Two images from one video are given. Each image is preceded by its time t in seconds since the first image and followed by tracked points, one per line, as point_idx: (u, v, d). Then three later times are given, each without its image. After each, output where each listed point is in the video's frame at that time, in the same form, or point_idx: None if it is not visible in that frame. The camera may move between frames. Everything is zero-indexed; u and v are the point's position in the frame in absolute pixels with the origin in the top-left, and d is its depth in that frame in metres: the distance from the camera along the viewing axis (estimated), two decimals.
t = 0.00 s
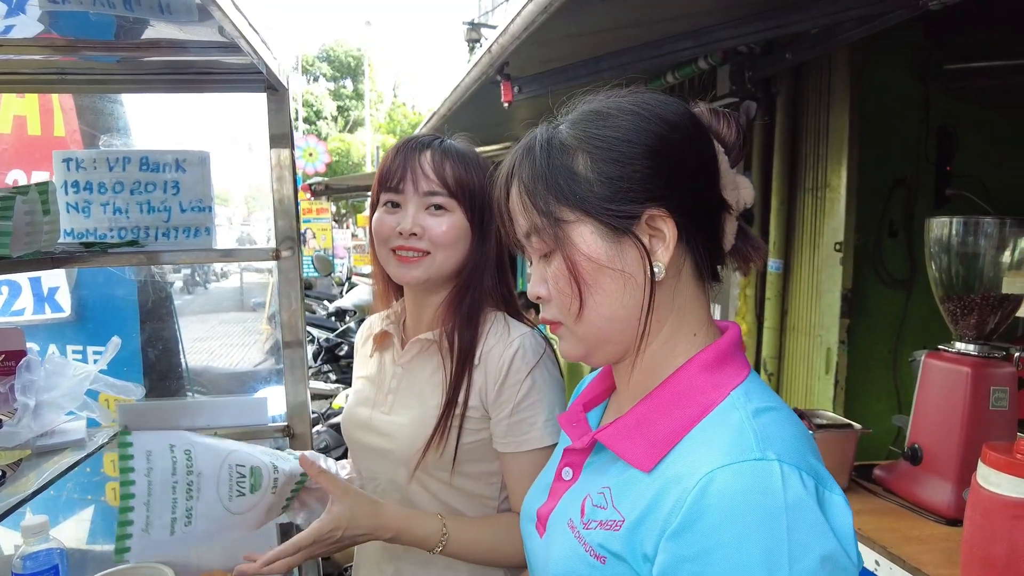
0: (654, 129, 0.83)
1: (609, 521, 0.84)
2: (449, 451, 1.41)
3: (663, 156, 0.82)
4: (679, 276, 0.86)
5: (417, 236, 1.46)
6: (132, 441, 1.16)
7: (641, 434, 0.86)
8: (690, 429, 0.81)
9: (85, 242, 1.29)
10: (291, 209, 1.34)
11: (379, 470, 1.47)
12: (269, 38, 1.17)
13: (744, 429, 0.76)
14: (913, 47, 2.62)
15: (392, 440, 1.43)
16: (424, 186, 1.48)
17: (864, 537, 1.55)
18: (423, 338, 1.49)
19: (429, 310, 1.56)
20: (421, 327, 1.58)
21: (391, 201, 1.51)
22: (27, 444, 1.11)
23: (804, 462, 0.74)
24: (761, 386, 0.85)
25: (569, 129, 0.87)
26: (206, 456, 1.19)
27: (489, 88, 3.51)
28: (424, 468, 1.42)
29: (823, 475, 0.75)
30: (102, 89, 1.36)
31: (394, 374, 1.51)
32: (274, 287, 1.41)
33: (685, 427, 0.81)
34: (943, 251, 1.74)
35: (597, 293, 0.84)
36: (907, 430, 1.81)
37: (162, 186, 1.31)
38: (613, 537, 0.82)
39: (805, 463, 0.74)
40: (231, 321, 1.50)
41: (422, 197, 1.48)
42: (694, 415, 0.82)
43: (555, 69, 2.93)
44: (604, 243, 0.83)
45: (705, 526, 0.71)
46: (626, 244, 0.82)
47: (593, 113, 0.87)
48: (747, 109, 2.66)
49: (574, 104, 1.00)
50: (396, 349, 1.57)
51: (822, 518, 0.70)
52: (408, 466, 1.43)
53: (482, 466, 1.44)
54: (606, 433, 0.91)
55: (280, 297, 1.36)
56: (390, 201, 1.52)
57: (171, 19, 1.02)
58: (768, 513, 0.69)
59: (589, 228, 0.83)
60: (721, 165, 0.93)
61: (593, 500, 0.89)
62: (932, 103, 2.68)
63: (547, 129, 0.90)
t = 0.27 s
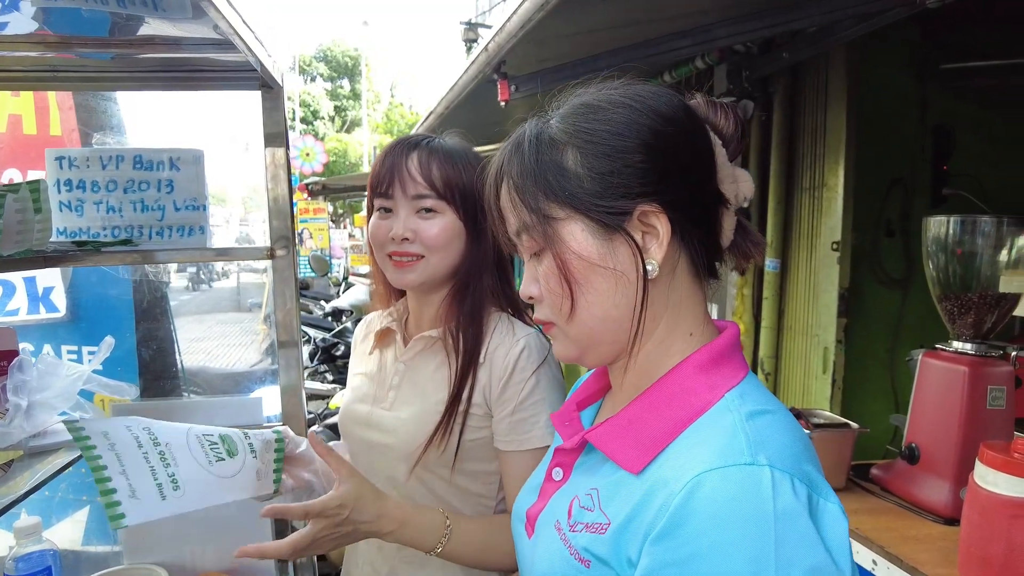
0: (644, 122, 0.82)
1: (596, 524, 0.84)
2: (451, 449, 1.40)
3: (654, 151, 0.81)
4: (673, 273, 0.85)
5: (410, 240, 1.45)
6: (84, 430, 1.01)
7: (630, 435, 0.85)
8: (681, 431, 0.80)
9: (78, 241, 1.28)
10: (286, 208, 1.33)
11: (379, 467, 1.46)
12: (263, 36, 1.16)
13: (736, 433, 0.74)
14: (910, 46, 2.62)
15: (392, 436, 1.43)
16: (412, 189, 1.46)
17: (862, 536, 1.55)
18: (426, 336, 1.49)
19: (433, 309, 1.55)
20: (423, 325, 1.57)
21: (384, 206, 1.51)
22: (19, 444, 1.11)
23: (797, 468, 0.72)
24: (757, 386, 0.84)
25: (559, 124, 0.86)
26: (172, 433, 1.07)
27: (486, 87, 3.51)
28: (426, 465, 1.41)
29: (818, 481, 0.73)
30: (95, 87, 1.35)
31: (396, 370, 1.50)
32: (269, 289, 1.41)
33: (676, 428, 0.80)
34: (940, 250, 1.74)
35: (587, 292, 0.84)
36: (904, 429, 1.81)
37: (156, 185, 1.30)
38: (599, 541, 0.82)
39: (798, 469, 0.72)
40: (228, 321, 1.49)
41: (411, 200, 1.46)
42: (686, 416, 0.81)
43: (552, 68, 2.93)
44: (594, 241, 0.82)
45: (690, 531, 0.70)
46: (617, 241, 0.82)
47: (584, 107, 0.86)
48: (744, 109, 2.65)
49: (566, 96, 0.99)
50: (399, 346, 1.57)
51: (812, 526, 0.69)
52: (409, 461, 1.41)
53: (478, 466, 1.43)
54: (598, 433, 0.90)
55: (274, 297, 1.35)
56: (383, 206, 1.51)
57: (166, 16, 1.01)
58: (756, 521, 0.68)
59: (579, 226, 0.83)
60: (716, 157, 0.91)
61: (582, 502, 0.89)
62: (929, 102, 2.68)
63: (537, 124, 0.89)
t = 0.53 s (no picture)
0: (628, 117, 0.81)
1: (574, 526, 0.84)
2: (449, 454, 1.40)
3: (636, 147, 0.80)
4: (659, 270, 0.85)
5: (394, 251, 1.44)
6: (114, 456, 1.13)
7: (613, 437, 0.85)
8: (663, 434, 0.79)
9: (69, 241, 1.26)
10: (278, 208, 1.34)
11: (375, 466, 1.45)
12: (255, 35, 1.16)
13: (719, 436, 0.74)
14: (904, 46, 2.63)
15: (389, 436, 1.42)
16: (390, 200, 1.44)
17: (855, 535, 1.55)
18: (424, 337, 1.49)
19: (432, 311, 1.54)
20: (422, 326, 1.56)
21: (370, 218, 1.49)
22: (10, 444, 1.10)
23: (779, 474, 0.71)
24: (744, 387, 0.83)
25: (542, 120, 0.86)
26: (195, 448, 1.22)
27: (481, 87, 3.51)
28: (428, 469, 1.41)
29: (801, 488, 0.72)
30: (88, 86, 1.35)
31: (394, 370, 1.49)
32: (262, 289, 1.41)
33: (658, 431, 0.80)
34: (933, 250, 1.74)
35: (569, 291, 0.83)
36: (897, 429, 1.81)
37: (148, 184, 1.30)
38: (576, 544, 0.82)
39: (781, 476, 0.71)
40: (223, 322, 1.50)
41: (392, 211, 1.44)
42: (670, 417, 0.80)
43: (547, 67, 2.93)
44: (577, 239, 0.82)
45: (665, 533, 0.70)
46: (599, 239, 0.81)
47: (568, 102, 0.86)
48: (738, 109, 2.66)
49: (552, 92, 0.98)
50: (397, 344, 1.57)
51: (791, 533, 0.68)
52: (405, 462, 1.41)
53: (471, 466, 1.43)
54: (581, 434, 0.90)
55: (266, 296, 1.36)
56: (370, 217, 1.50)
57: (158, 15, 1.01)
58: (732, 527, 0.67)
59: (561, 224, 0.82)
60: (704, 151, 0.90)
61: (564, 503, 0.88)
62: (923, 103, 2.68)
63: (520, 121, 0.89)
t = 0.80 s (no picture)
0: (611, 109, 0.81)
1: (556, 529, 0.84)
2: (437, 458, 1.40)
3: (621, 139, 0.80)
4: (645, 265, 0.85)
5: (390, 250, 1.43)
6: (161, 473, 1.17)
7: (598, 437, 0.84)
8: (648, 435, 0.79)
9: (60, 239, 1.25)
10: (270, 207, 1.33)
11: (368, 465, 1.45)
12: (248, 33, 1.16)
13: (704, 438, 0.73)
14: (899, 46, 2.63)
15: (380, 437, 1.42)
16: (388, 200, 1.43)
17: (849, 534, 1.55)
18: (419, 337, 1.48)
19: (429, 310, 1.53)
20: (423, 326, 1.56)
21: (369, 217, 1.49)
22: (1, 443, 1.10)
23: (765, 478, 0.71)
24: (733, 387, 0.82)
25: (527, 111, 0.86)
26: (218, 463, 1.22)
27: (477, 86, 3.51)
28: (414, 473, 1.42)
29: (787, 492, 0.72)
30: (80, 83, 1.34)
31: (391, 369, 1.49)
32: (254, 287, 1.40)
33: (643, 432, 0.80)
34: (927, 248, 1.74)
35: (552, 286, 0.83)
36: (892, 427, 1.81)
37: (140, 181, 1.29)
38: (557, 546, 0.82)
39: (766, 479, 0.71)
40: (221, 322, 1.50)
41: (389, 211, 1.43)
42: (656, 418, 0.80)
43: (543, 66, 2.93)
44: (560, 233, 0.82)
45: (646, 536, 0.70)
46: (583, 233, 0.81)
47: (553, 93, 0.85)
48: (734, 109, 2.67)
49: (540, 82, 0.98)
50: (394, 343, 1.56)
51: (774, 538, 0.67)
52: (395, 463, 1.41)
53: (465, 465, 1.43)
54: (566, 434, 0.90)
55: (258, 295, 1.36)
56: (369, 216, 1.49)
57: (151, 12, 1.00)
58: (713, 530, 0.67)
59: (544, 217, 0.82)
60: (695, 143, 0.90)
61: (548, 504, 0.88)
62: (918, 102, 2.69)
63: (505, 112, 0.89)
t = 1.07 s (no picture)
0: (602, 106, 0.81)
1: (544, 535, 0.83)
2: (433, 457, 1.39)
3: (613, 136, 0.80)
4: (637, 266, 0.84)
5: (387, 252, 1.43)
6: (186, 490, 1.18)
7: (587, 442, 0.84)
8: (638, 440, 0.79)
9: (53, 239, 1.24)
10: (264, 207, 1.33)
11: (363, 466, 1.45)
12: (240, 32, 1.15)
13: (693, 445, 0.73)
14: (896, 45, 2.63)
15: (374, 440, 1.42)
16: (384, 202, 1.42)
17: (845, 534, 1.55)
18: (415, 339, 1.47)
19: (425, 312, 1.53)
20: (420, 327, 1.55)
21: (366, 218, 1.49)
22: None
23: (755, 486, 0.70)
24: (726, 392, 0.82)
25: (519, 107, 0.85)
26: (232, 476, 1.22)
27: (474, 85, 3.50)
28: (407, 477, 1.42)
29: (777, 500, 0.71)
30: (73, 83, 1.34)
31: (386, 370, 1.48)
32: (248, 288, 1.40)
33: (632, 438, 0.79)
34: (923, 248, 1.74)
35: (542, 286, 0.83)
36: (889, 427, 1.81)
37: (132, 181, 1.29)
38: (544, 553, 0.81)
39: (756, 487, 0.70)
40: (219, 322, 1.47)
41: (385, 213, 1.43)
42: (646, 423, 0.80)
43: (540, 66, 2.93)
44: (550, 232, 0.81)
45: (632, 543, 0.70)
46: (573, 232, 0.81)
47: (546, 88, 0.85)
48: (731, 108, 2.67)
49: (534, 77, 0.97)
50: (391, 343, 1.56)
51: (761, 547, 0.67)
52: (389, 465, 1.41)
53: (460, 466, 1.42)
54: (555, 440, 0.89)
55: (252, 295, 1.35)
56: (365, 218, 1.49)
57: (144, 12, 1.00)
58: (700, 538, 0.66)
59: (534, 216, 0.82)
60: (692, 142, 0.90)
61: (537, 511, 0.88)
62: (915, 102, 2.69)
63: (497, 107, 0.88)
